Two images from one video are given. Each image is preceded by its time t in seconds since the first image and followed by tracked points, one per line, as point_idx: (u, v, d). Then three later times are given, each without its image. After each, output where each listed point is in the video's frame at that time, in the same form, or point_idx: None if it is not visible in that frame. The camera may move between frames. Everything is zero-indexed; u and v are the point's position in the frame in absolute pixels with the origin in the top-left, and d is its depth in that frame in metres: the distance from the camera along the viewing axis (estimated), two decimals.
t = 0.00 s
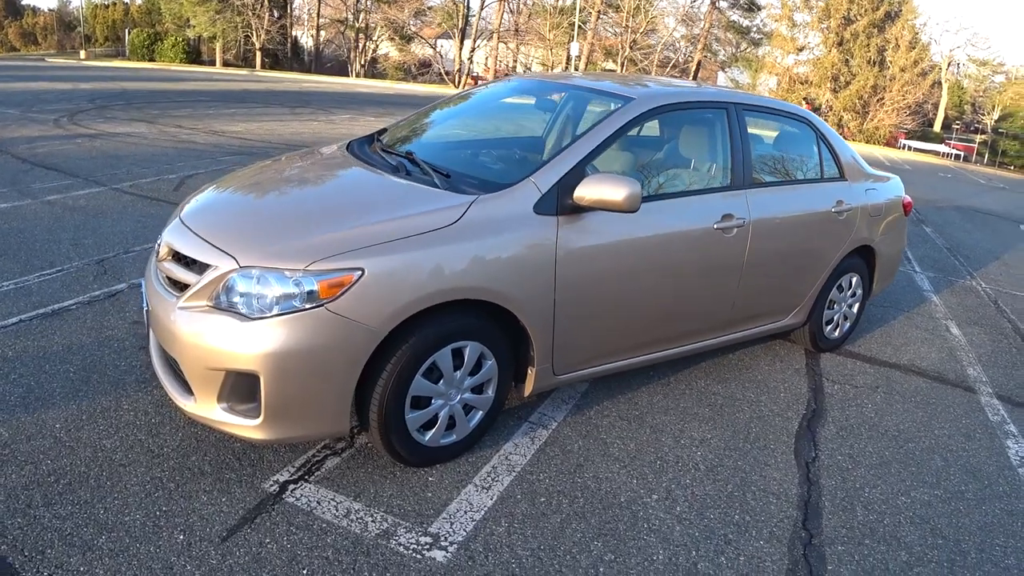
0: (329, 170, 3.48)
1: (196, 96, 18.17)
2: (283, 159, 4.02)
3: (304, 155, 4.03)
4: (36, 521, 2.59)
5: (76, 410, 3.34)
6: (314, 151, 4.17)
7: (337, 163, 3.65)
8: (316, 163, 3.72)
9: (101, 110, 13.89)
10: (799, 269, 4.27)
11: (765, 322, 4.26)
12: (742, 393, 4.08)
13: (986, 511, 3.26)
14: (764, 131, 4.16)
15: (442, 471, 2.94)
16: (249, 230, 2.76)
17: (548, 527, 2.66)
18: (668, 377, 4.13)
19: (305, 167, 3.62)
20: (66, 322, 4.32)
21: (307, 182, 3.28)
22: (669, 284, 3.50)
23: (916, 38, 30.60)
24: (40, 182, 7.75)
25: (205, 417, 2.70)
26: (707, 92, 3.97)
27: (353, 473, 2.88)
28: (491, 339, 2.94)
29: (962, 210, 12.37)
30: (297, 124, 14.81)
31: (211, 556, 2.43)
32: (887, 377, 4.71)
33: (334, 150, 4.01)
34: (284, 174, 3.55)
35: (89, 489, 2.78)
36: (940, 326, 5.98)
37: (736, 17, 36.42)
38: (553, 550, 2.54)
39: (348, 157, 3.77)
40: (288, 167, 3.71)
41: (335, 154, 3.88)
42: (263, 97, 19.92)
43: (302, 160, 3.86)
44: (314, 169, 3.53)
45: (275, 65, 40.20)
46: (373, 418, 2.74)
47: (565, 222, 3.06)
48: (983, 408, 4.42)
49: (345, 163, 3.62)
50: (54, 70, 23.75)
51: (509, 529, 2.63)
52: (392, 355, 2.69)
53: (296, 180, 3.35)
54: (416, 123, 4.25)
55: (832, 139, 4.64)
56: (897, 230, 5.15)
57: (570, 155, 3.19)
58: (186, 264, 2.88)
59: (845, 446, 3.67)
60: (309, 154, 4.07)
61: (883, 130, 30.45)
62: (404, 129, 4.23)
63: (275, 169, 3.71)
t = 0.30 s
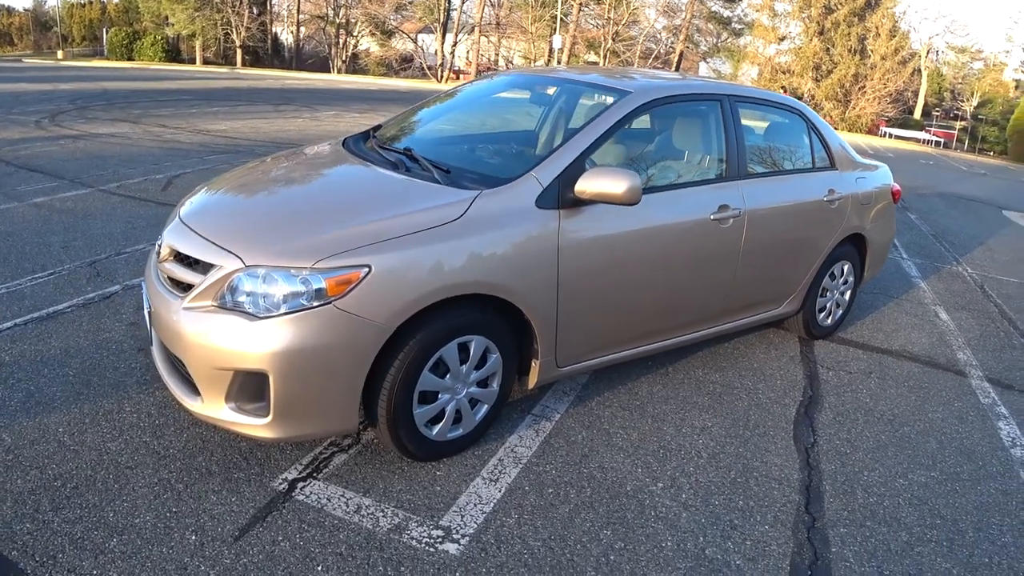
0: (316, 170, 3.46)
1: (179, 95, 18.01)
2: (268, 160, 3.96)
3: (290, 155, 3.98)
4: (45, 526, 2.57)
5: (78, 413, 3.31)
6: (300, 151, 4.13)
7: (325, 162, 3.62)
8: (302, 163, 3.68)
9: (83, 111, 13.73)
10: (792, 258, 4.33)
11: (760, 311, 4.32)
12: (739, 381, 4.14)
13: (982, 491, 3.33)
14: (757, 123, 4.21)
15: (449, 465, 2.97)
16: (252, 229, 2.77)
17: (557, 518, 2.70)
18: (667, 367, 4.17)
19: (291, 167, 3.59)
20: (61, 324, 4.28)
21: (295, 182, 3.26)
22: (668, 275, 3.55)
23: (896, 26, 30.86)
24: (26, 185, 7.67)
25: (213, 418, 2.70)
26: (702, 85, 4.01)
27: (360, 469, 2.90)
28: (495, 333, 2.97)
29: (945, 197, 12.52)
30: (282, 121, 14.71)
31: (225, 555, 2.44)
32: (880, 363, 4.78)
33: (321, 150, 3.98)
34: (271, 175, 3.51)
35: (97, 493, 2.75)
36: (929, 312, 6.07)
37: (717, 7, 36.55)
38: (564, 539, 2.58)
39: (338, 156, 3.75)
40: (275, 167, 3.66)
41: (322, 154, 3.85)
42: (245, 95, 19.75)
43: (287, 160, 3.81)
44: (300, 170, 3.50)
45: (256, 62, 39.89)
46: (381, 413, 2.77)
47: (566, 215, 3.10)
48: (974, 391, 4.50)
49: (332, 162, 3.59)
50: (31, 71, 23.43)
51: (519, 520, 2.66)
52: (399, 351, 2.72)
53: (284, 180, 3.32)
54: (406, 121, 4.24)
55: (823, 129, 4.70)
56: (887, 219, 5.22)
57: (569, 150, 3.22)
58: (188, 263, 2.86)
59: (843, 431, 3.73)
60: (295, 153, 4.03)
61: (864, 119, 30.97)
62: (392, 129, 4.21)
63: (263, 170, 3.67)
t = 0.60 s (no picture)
0: (300, 172, 3.43)
1: (160, 97, 17.84)
2: (251, 164, 3.86)
3: (274, 158, 3.89)
4: (52, 532, 2.54)
5: (78, 419, 3.28)
6: (284, 154, 4.06)
7: (309, 164, 3.59)
8: (289, 165, 3.62)
9: (63, 114, 13.56)
10: (784, 250, 4.39)
11: (753, 303, 4.37)
12: (734, 372, 4.19)
13: (975, 474, 3.41)
14: (747, 117, 4.26)
15: (453, 462, 3.00)
16: (254, 230, 2.77)
17: (563, 510, 2.74)
18: (662, 360, 4.22)
19: (278, 170, 3.54)
20: (55, 330, 4.24)
21: (286, 184, 3.25)
22: (664, 268, 3.59)
23: (874, 19, 31.17)
24: (9, 191, 7.57)
25: (218, 420, 2.70)
26: (693, 80, 4.06)
27: (366, 468, 2.92)
28: (497, 329, 3.01)
29: (926, 188, 12.69)
30: (266, 122, 14.64)
31: (237, 556, 2.45)
32: (870, 351, 4.86)
33: (305, 153, 3.93)
34: (257, 177, 3.45)
35: (103, 498, 2.73)
36: (916, 301, 6.16)
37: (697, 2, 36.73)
38: (571, 531, 2.63)
39: (323, 157, 3.71)
40: (261, 170, 3.60)
41: (307, 156, 3.80)
42: (227, 96, 19.58)
43: (272, 163, 3.75)
44: (286, 172, 3.46)
45: (236, 63, 39.57)
46: (387, 411, 2.80)
47: (564, 212, 3.14)
48: (962, 376, 4.59)
49: (318, 164, 3.56)
50: (9, 74, 23.15)
51: (526, 514, 2.71)
52: (404, 349, 2.75)
53: (269, 183, 3.30)
54: (395, 122, 4.23)
55: (811, 122, 4.77)
56: (874, 210, 5.29)
57: (566, 147, 3.26)
58: (187, 264, 2.85)
59: (837, 419, 3.79)
60: (278, 156, 3.97)
61: (845, 112, 31.16)
62: (380, 131, 4.20)
63: (248, 173, 3.61)
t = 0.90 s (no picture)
0: (290, 176, 3.42)
1: (145, 100, 17.72)
2: (237, 171, 3.79)
3: (261, 164, 3.86)
4: (53, 538, 2.53)
5: (75, 425, 3.27)
6: (269, 159, 4.00)
7: (297, 169, 3.57)
8: (276, 170, 3.60)
9: (47, 118, 13.45)
10: (774, 250, 4.44)
11: (745, 302, 4.42)
12: (727, 371, 4.24)
13: (965, 467, 3.46)
14: (738, 119, 4.31)
15: (453, 463, 3.02)
16: (253, 233, 2.78)
17: (564, 509, 2.77)
18: (657, 359, 4.26)
19: (266, 175, 3.52)
20: (47, 335, 4.22)
21: (282, 187, 3.25)
22: (659, 268, 3.63)
23: (857, 20, 31.47)
24: None
25: (219, 423, 2.71)
26: (685, 83, 4.11)
27: (367, 470, 2.94)
28: (496, 330, 3.04)
29: (911, 187, 12.84)
30: (253, 125, 14.58)
31: (241, 559, 2.46)
32: (860, 349, 4.92)
33: (292, 158, 3.90)
34: (245, 183, 3.43)
35: (103, 504, 2.72)
36: (904, 298, 6.24)
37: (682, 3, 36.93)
38: (572, 529, 2.66)
39: (310, 163, 3.69)
40: (249, 176, 3.57)
41: (294, 161, 3.78)
42: (212, 99, 19.47)
43: (260, 168, 3.73)
44: (274, 177, 3.45)
45: (220, 65, 39.36)
46: (389, 413, 2.82)
47: (561, 213, 3.17)
48: (951, 372, 4.66)
49: (307, 168, 3.56)
50: None
51: (527, 513, 2.74)
52: (405, 351, 2.77)
53: (259, 188, 3.29)
54: (387, 126, 4.23)
55: (800, 124, 4.83)
56: (862, 210, 5.36)
57: (562, 149, 3.30)
58: (186, 268, 2.85)
59: (830, 415, 3.85)
60: (265, 161, 3.94)
61: (828, 112, 31.69)
62: (372, 134, 4.19)
63: (237, 178, 3.58)
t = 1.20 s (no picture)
0: (277, 184, 3.41)
1: (129, 106, 17.62)
2: (223, 180, 3.74)
3: (247, 172, 3.84)
4: (49, 550, 2.52)
5: (67, 436, 3.25)
6: (256, 167, 3.93)
7: (284, 176, 3.56)
8: (264, 178, 3.59)
9: (31, 126, 13.33)
10: (763, 249, 4.48)
11: (734, 302, 4.45)
12: (719, 370, 4.27)
13: (955, 462, 3.51)
14: (725, 120, 4.35)
15: (449, 467, 3.03)
16: (244, 241, 2.77)
17: (560, 510, 2.79)
18: (648, 360, 4.28)
19: (253, 183, 3.51)
20: (37, 346, 4.19)
21: (272, 194, 3.25)
22: (649, 270, 3.65)
23: (839, 19, 31.75)
24: None
25: (214, 432, 2.71)
26: (672, 85, 4.14)
27: (363, 475, 2.94)
28: (489, 334, 3.05)
29: (895, 184, 12.96)
30: (239, 131, 14.52)
31: (239, 567, 2.46)
32: (849, 346, 4.97)
33: (279, 165, 3.89)
34: (233, 191, 3.42)
35: (98, 514, 2.71)
36: (891, 295, 6.31)
37: (665, 4, 37.11)
38: (569, 531, 2.67)
39: (296, 170, 3.68)
40: (236, 184, 3.55)
41: (281, 168, 3.77)
42: (197, 105, 19.37)
43: (247, 176, 3.72)
44: (262, 184, 3.44)
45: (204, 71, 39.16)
46: (384, 419, 2.82)
47: (553, 216, 3.19)
48: (939, 368, 4.72)
49: (294, 175, 3.55)
50: None
51: (524, 516, 2.75)
52: (399, 357, 2.78)
53: (247, 196, 3.28)
54: (375, 132, 4.22)
55: (786, 124, 4.87)
56: (849, 208, 5.41)
57: (552, 152, 3.32)
58: (178, 277, 2.84)
59: (821, 413, 3.88)
60: (252, 168, 3.91)
61: (813, 110, 31.82)
62: (359, 140, 4.19)
63: (225, 186, 3.56)
